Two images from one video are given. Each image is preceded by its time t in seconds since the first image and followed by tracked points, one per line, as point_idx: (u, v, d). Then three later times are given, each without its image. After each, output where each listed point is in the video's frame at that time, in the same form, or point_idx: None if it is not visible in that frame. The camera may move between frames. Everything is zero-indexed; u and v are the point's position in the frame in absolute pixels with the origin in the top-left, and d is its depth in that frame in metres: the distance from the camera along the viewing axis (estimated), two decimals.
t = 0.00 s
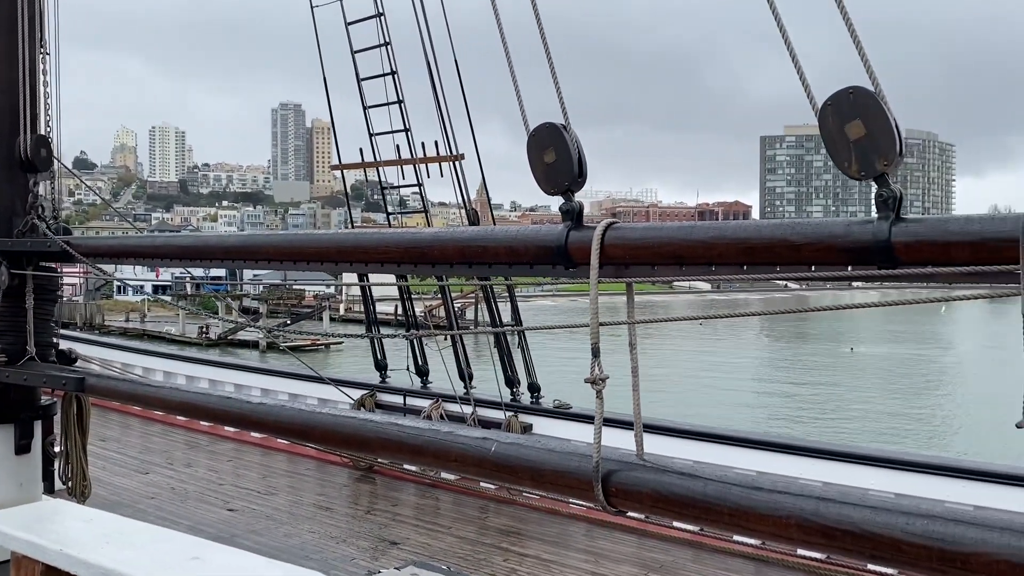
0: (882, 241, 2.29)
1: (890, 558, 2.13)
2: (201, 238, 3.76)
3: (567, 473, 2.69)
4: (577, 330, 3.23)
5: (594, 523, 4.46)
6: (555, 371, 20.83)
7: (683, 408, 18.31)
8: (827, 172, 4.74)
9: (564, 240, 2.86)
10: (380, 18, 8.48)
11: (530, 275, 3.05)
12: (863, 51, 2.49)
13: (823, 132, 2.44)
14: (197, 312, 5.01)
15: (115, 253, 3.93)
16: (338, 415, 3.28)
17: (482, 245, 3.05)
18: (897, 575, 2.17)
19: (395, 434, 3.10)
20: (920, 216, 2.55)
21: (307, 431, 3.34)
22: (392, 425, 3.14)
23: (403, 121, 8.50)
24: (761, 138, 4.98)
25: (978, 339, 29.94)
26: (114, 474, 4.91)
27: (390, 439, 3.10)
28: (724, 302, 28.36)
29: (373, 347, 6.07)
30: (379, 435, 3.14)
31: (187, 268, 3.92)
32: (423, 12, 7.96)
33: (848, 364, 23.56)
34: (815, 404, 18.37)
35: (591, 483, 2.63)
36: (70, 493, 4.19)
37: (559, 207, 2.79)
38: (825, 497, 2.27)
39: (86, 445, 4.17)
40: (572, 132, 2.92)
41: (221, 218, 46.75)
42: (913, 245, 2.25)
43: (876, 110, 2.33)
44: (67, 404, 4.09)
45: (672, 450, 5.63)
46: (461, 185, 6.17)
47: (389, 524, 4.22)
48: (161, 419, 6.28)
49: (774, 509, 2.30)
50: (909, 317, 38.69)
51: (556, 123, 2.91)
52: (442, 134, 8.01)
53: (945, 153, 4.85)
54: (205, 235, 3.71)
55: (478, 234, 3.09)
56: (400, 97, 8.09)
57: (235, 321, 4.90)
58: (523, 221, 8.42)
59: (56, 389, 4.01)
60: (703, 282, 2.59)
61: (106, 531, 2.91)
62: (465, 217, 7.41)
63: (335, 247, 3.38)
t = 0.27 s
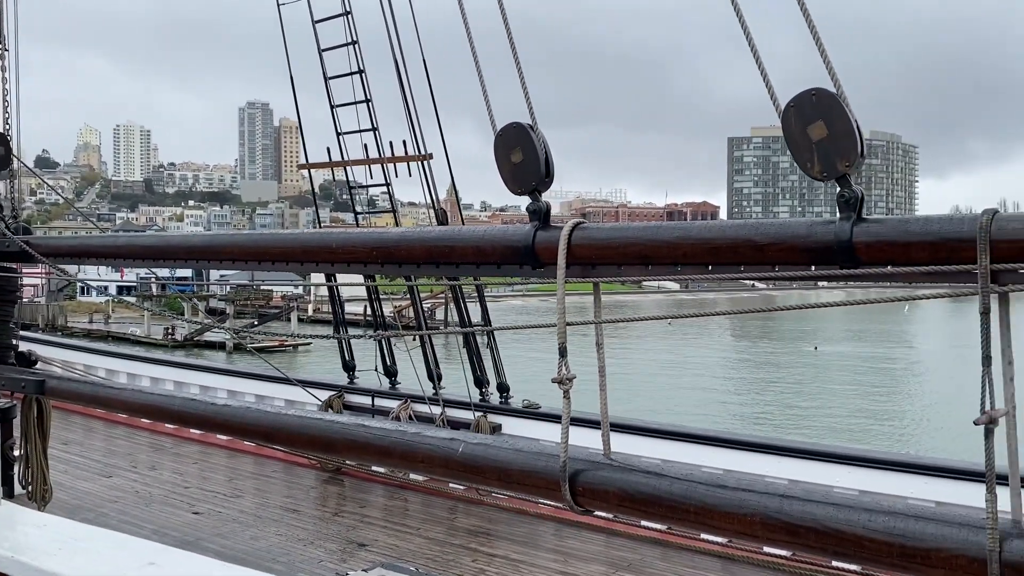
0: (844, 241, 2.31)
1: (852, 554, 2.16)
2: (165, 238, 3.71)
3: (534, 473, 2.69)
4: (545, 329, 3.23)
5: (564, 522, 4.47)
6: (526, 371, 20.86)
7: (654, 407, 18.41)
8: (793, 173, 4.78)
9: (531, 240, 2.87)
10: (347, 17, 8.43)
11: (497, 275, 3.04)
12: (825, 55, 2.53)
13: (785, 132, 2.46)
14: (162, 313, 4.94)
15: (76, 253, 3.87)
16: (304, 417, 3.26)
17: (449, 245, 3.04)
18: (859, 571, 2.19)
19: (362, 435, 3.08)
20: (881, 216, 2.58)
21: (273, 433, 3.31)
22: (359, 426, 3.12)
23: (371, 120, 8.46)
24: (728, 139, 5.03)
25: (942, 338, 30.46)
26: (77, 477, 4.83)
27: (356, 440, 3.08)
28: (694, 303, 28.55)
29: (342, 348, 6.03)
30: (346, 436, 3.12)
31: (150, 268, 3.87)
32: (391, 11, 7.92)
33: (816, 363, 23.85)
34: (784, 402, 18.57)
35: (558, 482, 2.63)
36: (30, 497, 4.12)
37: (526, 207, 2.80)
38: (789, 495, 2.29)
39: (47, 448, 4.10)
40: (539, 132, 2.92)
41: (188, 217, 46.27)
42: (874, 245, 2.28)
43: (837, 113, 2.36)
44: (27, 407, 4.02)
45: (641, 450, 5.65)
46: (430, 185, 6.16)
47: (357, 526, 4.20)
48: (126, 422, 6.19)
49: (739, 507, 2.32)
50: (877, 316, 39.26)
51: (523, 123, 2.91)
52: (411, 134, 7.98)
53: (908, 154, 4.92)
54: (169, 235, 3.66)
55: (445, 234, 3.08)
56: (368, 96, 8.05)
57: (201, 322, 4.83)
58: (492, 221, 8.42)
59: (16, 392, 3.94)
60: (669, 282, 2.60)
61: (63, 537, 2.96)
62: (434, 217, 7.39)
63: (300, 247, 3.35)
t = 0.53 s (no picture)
0: (804, 243, 2.34)
1: (812, 552, 2.19)
2: (124, 239, 3.66)
3: (499, 474, 2.69)
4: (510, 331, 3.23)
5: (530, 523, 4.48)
6: (494, 372, 20.86)
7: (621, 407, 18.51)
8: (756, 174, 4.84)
9: (496, 241, 2.87)
10: (311, 16, 8.37)
11: (462, 277, 3.04)
12: (784, 60, 2.56)
13: (746, 134, 2.48)
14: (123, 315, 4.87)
15: (33, 254, 3.80)
16: (267, 420, 3.23)
17: (414, 246, 3.04)
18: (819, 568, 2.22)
19: (326, 438, 3.06)
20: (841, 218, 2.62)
21: (236, 436, 3.28)
22: (323, 429, 3.10)
23: (335, 119, 8.40)
24: (693, 140, 5.01)
25: (904, 338, 31.02)
26: (34, 483, 4.74)
27: (319, 443, 3.06)
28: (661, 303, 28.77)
29: (307, 349, 5.99)
30: (309, 439, 3.09)
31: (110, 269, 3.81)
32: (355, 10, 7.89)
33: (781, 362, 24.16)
34: (749, 401, 18.78)
35: (522, 483, 2.63)
36: None
37: (490, 209, 2.80)
38: (750, 493, 2.31)
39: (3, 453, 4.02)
40: (503, 133, 2.92)
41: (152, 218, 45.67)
42: (833, 247, 2.31)
43: (797, 116, 2.40)
44: None
45: (607, 449, 5.68)
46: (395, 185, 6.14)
47: (322, 529, 4.17)
48: (85, 426, 6.08)
49: (702, 506, 2.34)
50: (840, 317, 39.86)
51: (488, 124, 2.91)
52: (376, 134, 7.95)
53: (868, 157, 5.02)
54: (129, 236, 3.61)
55: (409, 235, 3.07)
56: (332, 96, 8.01)
57: (163, 324, 4.77)
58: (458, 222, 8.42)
59: None
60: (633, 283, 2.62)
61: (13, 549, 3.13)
62: (400, 217, 7.36)
63: (263, 248, 3.32)
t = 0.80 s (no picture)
0: (763, 246, 2.37)
1: (773, 552, 2.21)
2: (79, 242, 3.59)
3: (462, 478, 2.68)
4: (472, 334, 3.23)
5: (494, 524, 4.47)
6: (459, 373, 20.84)
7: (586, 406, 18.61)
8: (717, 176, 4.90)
9: (458, 244, 2.86)
10: (271, 15, 8.28)
11: (425, 280, 3.03)
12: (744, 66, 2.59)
13: (706, 138, 2.50)
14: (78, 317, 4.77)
15: None
16: (226, 426, 3.18)
17: (375, 249, 3.01)
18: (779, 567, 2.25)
19: (287, 443, 3.02)
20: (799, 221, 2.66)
21: (195, 442, 3.23)
22: (284, 434, 3.07)
23: (296, 120, 8.32)
24: (655, 142, 5.00)
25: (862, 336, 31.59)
26: None
27: (279, 448, 3.03)
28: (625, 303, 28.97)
29: (269, 352, 5.92)
30: (270, 444, 3.06)
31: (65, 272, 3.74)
32: (316, 10, 7.82)
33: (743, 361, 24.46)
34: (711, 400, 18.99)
35: (486, 487, 2.63)
36: None
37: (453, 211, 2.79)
38: (712, 494, 2.33)
39: None
40: (465, 136, 2.92)
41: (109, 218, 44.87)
42: (791, 250, 2.34)
43: (756, 120, 2.42)
44: None
45: (571, 450, 5.70)
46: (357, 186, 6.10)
47: (284, 534, 4.13)
48: (40, 432, 5.96)
49: (664, 508, 2.36)
50: (801, 316, 40.36)
51: (450, 126, 2.90)
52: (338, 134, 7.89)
53: (827, 159, 5.10)
54: (84, 239, 3.54)
55: (370, 238, 3.05)
56: (293, 96, 7.93)
57: (120, 326, 4.68)
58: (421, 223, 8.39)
59: None
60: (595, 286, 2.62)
61: None
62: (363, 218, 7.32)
63: (222, 251, 3.28)
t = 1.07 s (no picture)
0: (719, 248, 2.40)
1: (729, 551, 2.24)
2: (27, 244, 3.51)
3: (422, 481, 2.67)
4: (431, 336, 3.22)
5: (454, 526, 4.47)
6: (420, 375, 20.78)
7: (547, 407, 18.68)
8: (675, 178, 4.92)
9: (417, 246, 2.85)
10: (226, 14, 8.18)
11: (383, 282, 3.01)
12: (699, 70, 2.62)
13: (662, 141, 2.53)
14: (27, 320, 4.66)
15: None
16: (181, 430, 3.13)
17: (333, 251, 2.99)
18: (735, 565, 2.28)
19: (244, 448, 2.98)
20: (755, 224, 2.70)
21: (149, 447, 3.17)
22: (240, 438, 3.03)
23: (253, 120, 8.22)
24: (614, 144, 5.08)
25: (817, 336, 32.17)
26: None
27: (235, 452, 2.99)
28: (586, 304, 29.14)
29: (225, 355, 5.84)
30: (225, 449, 3.02)
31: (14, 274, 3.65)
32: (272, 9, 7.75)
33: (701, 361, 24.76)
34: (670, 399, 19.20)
35: (445, 490, 2.63)
36: None
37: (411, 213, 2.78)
38: (670, 494, 2.35)
39: None
40: (424, 137, 2.91)
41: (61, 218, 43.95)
42: (746, 252, 2.37)
43: (710, 124, 2.45)
44: None
45: (531, 451, 5.72)
46: (315, 187, 6.04)
47: (240, 539, 4.07)
48: None
49: (623, 508, 2.37)
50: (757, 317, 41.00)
51: (408, 127, 2.89)
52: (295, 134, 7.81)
53: (782, 161, 5.18)
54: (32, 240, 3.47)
55: (327, 239, 3.02)
56: (249, 96, 7.84)
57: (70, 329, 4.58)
58: (381, 224, 8.35)
59: None
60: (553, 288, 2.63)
61: None
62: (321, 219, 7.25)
63: (175, 253, 3.23)
